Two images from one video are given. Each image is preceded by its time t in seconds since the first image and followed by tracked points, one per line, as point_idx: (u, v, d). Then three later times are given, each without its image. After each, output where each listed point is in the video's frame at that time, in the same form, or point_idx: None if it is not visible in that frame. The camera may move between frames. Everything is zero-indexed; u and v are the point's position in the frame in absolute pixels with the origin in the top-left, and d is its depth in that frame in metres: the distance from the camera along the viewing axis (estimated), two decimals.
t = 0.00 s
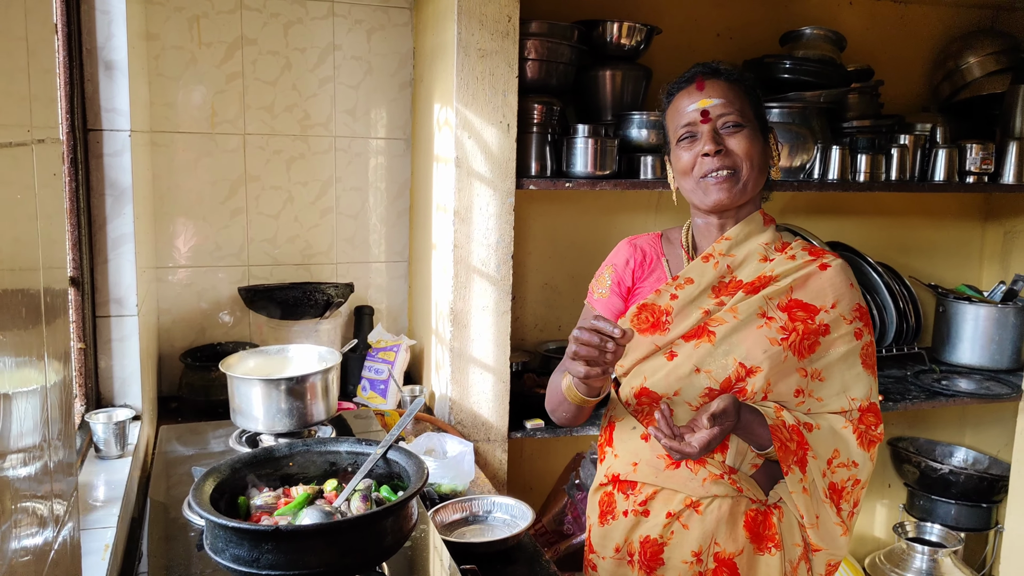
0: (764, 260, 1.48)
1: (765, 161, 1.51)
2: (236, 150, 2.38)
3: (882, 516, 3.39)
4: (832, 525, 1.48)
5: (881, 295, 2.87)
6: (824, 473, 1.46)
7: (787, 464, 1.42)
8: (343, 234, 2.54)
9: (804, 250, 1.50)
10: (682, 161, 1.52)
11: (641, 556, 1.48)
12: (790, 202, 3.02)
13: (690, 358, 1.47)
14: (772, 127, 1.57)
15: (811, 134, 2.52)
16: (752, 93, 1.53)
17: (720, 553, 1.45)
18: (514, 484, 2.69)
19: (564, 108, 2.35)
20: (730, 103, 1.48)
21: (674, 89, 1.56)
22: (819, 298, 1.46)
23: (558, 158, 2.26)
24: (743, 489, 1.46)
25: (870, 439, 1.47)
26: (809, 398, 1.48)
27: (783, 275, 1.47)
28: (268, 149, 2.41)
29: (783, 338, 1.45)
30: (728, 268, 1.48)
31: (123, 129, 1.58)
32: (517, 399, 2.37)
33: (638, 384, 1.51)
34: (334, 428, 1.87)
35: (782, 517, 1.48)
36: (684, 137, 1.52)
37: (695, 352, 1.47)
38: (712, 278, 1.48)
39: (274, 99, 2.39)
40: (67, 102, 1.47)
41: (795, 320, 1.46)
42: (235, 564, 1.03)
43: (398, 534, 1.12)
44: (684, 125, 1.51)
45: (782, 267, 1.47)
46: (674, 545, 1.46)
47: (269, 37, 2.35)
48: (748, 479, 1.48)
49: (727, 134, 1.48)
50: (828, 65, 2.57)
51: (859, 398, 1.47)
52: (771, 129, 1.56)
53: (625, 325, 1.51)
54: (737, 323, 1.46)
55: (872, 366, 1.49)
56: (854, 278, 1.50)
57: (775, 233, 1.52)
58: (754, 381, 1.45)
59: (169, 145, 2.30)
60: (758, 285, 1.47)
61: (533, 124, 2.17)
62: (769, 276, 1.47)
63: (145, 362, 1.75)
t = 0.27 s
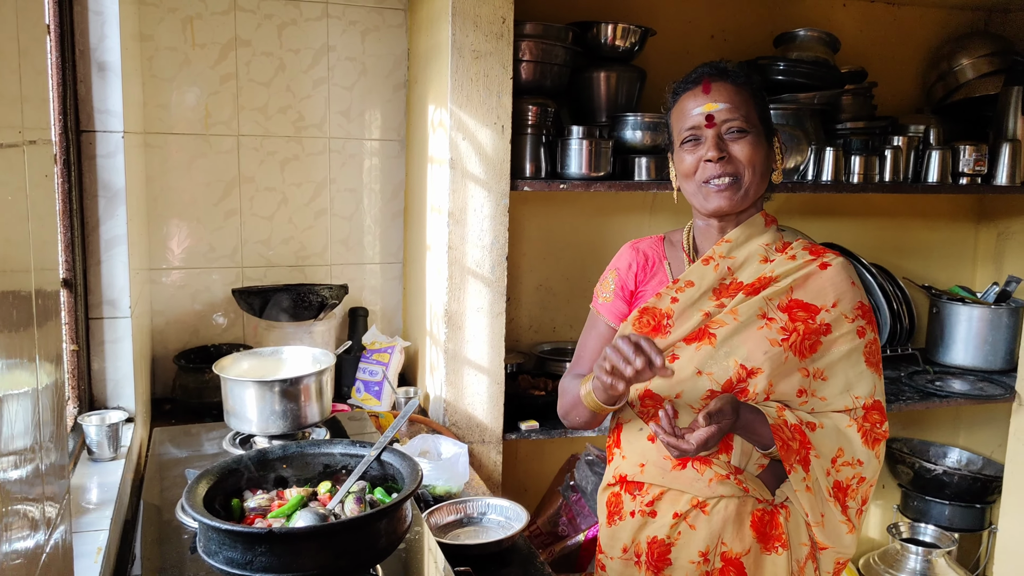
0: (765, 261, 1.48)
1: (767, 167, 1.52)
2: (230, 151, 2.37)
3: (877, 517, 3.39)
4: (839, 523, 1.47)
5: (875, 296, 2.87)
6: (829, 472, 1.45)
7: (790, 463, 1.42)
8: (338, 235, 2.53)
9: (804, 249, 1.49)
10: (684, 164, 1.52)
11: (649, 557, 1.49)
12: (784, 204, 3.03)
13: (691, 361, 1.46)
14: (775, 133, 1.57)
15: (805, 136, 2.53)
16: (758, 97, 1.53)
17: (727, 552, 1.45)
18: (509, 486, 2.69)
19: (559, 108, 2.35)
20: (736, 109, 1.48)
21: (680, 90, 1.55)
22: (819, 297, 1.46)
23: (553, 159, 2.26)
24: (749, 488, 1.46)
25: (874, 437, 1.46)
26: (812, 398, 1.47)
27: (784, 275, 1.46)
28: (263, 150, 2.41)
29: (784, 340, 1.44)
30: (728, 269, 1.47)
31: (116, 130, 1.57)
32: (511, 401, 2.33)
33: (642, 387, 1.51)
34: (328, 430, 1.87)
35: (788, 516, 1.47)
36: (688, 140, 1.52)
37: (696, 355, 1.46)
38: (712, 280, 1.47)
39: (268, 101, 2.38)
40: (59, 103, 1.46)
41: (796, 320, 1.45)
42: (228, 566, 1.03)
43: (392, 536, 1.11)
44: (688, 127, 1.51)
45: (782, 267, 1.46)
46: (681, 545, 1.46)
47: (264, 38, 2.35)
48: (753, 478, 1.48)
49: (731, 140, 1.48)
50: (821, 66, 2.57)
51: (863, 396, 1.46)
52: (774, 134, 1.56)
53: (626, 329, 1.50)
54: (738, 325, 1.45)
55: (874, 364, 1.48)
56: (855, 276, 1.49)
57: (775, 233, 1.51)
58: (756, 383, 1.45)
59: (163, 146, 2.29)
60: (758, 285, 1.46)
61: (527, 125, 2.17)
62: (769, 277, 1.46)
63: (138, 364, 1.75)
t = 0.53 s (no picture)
0: (771, 271, 1.48)
1: (775, 173, 1.51)
2: (226, 153, 2.37)
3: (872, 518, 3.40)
4: (845, 530, 1.46)
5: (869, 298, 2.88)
6: (836, 480, 1.43)
7: (795, 472, 1.40)
8: (333, 237, 2.53)
9: (811, 257, 1.48)
10: (690, 169, 1.53)
11: (653, 562, 1.50)
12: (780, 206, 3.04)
13: (696, 373, 1.48)
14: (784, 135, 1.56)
15: (799, 138, 2.54)
16: (767, 101, 1.52)
17: (731, 557, 1.46)
18: (505, 488, 2.69)
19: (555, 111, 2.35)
20: (742, 114, 1.48)
21: (687, 94, 1.55)
22: (825, 307, 1.44)
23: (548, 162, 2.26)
24: (752, 495, 1.46)
25: (882, 445, 1.43)
26: (818, 408, 1.45)
27: (789, 285, 1.46)
28: (258, 152, 2.40)
29: (788, 352, 1.44)
30: (734, 280, 1.48)
31: (111, 133, 1.57)
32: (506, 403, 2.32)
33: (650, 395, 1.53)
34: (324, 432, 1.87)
35: (792, 521, 1.47)
36: (694, 146, 1.52)
37: (702, 367, 1.47)
38: (717, 290, 1.48)
39: (263, 103, 2.38)
40: (55, 107, 1.46)
41: (801, 332, 1.44)
42: (223, 570, 1.03)
43: (387, 540, 1.11)
44: (694, 133, 1.51)
45: (787, 277, 1.46)
46: (685, 551, 1.47)
47: (259, 41, 2.35)
48: (758, 485, 1.47)
49: (736, 146, 1.48)
50: (815, 69, 2.59)
51: (870, 405, 1.43)
52: (783, 137, 1.55)
53: (634, 340, 1.53)
54: (742, 338, 1.46)
55: (883, 372, 1.45)
56: (864, 283, 1.46)
57: (782, 240, 1.51)
58: (762, 396, 1.45)
59: (158, 149, 2.29)
60: (762, 297, 1.46)
61: (523, 127, 2.18)
62: (774, 287, 1.46)
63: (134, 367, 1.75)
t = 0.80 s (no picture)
0: (759, 268, 1.49)
1: (766, 174, 1.51)
2: (222, 152, 2.37)
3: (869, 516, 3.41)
4: (827, 527, 1.47)
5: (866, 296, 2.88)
6: (817, 476, 1.45)
7: (777, 466, 1.41)
8: (330, 236, 2.53)
9: (799, 255, 1.49)
10: (681, 170, 1.52)
11: (637, 558, 1.49)
12: (777, 204, 3.04)
13: (681, 366, 1.49)
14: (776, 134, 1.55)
15: (797, 136, 2.54)
16: (760, 102, 1.50)
17: (713, 554, 1.45)
18: (503, 487, 2.69)
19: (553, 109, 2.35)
20: (735, 116, 1.46)
21: (680, 92, 1.53)
22: (812, 304, 1.46)
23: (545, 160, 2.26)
24: (735, 491, 1.46)
25: (865, 443, 1.45)
26: (803, 404, 1.47)
27: (776, 282, 1.48)
28: (255, 151, 2.40)
29: (773, 346, 1.46)
30: (722, 275, 1.50)
31: (107, 132, 1.57)
32: (504, 401, 2.34)
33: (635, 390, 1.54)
34: (321, 431, 1.87)
35: (775, 519, 1.47)
36: (686, 147, 1.51)
37: (687, 360, 1.48)
38: (705, 285, 1.49)
39: (260, 102, 2.38)
40: (50, 107, 1.46)
41: (787, 327, 1.46)
42: (219, 570, 1.03)
43: (383, 539, 1.11)
44: (686, 135, 1.49)
45: (776, 274, 1.48)
46: (667, 547, 1.46)
47: (255, 40, 2.34)
48: (741, 481, 1.47)
49: (729, 149, 1.47)
50: (812, 67, 2.59)
51: (854, 404, 1.45)
52: (775, 137, 1.54)
53: (621, 332, 1.54)
54: (728, 332, 1.47)
55: (868, 371, 1.47)
56: (850, 284, 1.48)
57: (772, 239, 1.52)
58: (745, 389, 1.46)
59: (155, 148, 2.29)
60: (750, 293, 1.48)
61: (520, 126, 2.18)
62: (761, 283, 1.48)
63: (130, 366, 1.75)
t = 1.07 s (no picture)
0: (730, 256, 1.50)
1: (739, 175, 1.51)
2: (222, 149, 2.36)
3: (869, 512, 3.41)
4: (793, 517, 1.46)
5: (867, 292, 2.89)
6: (788, 462, 1.44)
7: (750, 449, 1.38)
8: (330, 233, 2.53)
9: (770, 247, 1.51)
10: (655, 172, 1.51)
11: (600, 549, 1.49)
12: (777, 200, 3.03)
13: (650, 349, 1.49)
14: (748, 133, 1.55)
15: (797, 132, 2.53)
16: (734, 104, 1.50)
17: (675, 544, 1.45)
18: (503, 483, 2.69)
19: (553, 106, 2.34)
20: (711, 119, 1.45)
21: (655, 92, 1.51)
22: (780, 293, 1.47)
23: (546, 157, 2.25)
24: (697, 480, 1.47)
25: (832, 433, 1.46)
26: (769, 391, 1.47)
27: (746, 270, 1.49)
28: (254, 148, 2.40)
29: (741, 331, 1.46)
30: (694, 262, 1.50)
31: (106, 128, 1.56)
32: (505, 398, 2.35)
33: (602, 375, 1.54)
34: (321, 428, 1.87)
35: (737, 510, 1.47)
36: (660, 149, 1.50)
37: (654, 344, 1.49)
38: (677, 271, 1.50)
39: (260, 98, 2.37)
40: (49, 102, 1.46)
41: (755, 314, 1.47)
42: (220, 566, 1.03)
43: (385, 535, 1.11)
44: (661, 137, 1.49)
45: (747, 263, 1.49)
46: (630, 537, 1.46)
47: (255, 36, 2.34)
48: (703, 471, 1.49)
49: (704, 152, 1.46)
50: (813, 63, 2.58)
51: (820, 393, 1.47)
52: (748, 137, 1.54)
53: (592, 314, 1.54)
54: (697, 315, 1.47)
55: (834, 363, 1.48)
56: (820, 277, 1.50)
57: (744, 231, 1.54)
58: (712, 372, 1.46)
59: (154, 144, 2.28)
60: (720, 279, 1.49)
61: (520, 122, 2.17)
62: (732, 271, 1.49)
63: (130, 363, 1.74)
